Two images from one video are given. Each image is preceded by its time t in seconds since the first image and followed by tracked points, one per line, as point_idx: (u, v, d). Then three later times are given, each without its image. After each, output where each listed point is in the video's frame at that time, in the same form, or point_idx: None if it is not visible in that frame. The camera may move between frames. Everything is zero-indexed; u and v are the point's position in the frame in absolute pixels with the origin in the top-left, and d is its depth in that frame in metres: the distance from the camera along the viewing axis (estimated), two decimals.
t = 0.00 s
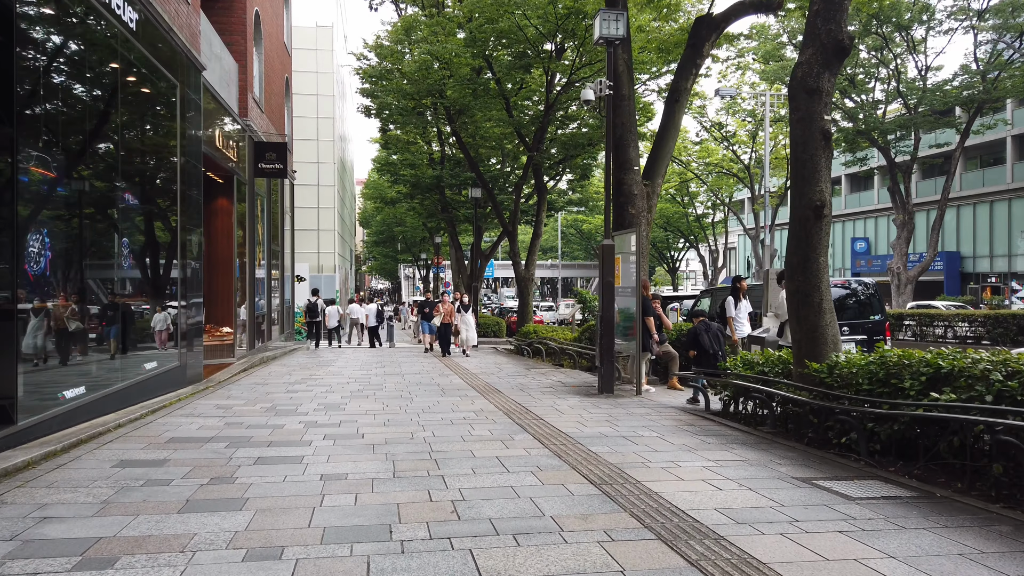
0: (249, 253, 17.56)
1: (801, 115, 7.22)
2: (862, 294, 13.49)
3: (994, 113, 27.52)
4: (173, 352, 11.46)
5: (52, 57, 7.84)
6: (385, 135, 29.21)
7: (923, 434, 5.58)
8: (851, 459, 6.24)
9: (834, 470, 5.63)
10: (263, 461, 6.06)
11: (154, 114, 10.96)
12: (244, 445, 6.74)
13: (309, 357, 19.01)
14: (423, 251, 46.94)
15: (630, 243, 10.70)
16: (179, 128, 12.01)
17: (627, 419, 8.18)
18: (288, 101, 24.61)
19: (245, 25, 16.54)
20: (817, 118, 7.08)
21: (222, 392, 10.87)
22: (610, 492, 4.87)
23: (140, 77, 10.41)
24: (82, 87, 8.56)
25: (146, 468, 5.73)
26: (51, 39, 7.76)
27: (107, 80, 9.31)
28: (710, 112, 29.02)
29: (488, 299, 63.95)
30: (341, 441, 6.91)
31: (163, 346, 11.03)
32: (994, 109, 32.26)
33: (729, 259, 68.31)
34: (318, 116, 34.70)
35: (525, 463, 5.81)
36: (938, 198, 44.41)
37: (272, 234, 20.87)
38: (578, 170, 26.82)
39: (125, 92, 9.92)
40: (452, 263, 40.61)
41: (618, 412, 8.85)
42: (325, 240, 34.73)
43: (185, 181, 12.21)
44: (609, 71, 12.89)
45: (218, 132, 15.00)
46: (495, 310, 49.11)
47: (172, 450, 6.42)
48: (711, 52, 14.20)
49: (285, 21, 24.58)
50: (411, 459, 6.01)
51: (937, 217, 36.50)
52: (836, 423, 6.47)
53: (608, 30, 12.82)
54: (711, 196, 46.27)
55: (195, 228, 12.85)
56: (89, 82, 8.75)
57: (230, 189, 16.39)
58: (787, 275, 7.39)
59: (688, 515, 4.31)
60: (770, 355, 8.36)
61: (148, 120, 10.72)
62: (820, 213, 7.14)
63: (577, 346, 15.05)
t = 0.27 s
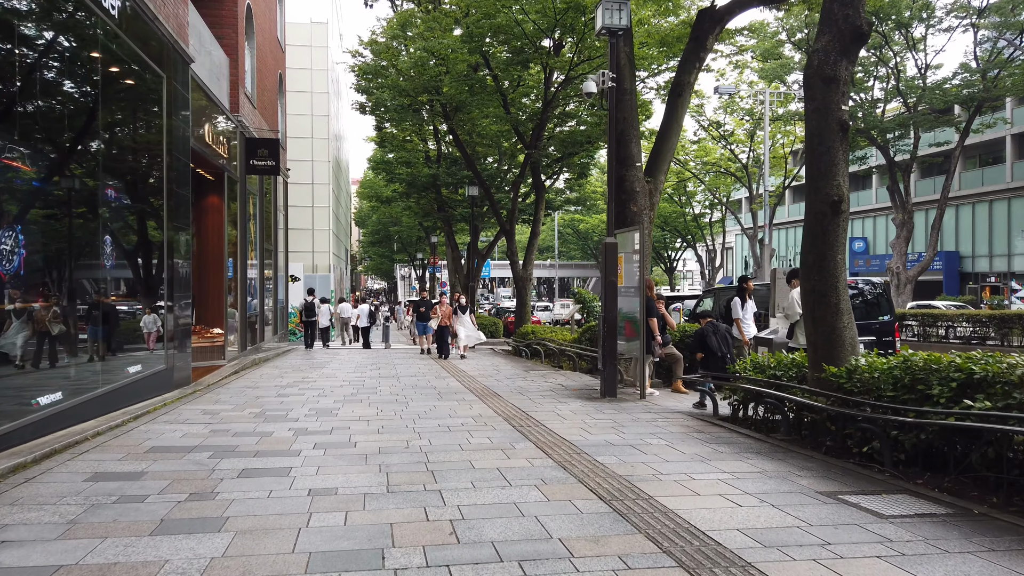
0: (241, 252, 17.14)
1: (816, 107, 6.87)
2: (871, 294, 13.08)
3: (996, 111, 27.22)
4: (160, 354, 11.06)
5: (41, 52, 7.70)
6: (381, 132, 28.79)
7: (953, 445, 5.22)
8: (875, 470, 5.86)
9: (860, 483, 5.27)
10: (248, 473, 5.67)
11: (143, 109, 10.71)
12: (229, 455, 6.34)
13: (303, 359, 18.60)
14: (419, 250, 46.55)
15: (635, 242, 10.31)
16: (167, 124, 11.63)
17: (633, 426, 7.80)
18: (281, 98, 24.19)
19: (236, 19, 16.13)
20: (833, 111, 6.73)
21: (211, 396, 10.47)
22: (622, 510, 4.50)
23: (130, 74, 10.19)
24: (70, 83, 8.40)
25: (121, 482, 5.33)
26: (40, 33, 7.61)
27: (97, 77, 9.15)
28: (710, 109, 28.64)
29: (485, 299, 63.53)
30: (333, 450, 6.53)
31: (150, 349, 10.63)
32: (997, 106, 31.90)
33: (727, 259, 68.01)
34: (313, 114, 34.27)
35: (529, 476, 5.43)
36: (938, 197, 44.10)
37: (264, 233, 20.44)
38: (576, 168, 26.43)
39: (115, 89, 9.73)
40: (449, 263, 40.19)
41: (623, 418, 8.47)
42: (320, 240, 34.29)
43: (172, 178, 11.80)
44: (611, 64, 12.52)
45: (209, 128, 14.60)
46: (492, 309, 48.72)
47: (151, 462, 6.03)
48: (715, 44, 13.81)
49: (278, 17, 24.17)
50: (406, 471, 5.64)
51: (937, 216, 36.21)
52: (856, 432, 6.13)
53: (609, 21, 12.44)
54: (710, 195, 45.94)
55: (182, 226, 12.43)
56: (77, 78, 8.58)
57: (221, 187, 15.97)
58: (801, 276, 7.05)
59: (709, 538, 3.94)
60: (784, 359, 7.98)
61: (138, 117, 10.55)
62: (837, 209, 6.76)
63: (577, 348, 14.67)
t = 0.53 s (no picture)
0: (234, 250, 16.75)
1: (838, 96, 6.52)
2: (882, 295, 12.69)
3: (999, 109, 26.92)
4: (150, 354, 10.68)
5: (34, 48, 7.52)
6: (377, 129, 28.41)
7: (993, 454, 4.88)
8: (907, 480, 5.51)
9: (892, 494, 4.93)
10: (238, 483, 5.31)
11: (136, 105, 10.48)
12: (218, 462, 5.98)
13: (299, 360, 18.22)
14: (416, 250, 46.13)
15: (642, 238, 9.96)
16: (156, 118, 11.21)
17: (643, 430, 7.46)
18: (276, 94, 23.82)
19: (230, 12, 15.74)
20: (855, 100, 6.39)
21: (202, 398, 10.10)
22: (642, 524, 4.17)
23: (123, 69, 9.95)
24: (64, 80, 8.22)
25: (101, 494, 4.97)
26: (33, 30, 7.44)
27: (90, 72, 8.96)
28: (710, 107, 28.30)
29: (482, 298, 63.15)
30: (328, 457, 6.16)
31: (139, 350, 10.26)
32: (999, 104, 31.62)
33: (725, 259, 67.70)
34: (309, 111, 33.88)
35: (538, 486, 5.08)
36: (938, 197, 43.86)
37: (259, 232, 20.05)
38: (575, 167, 26.07)
39: (107, 84, 9.49)
40: (446, 262, 39.81)
41: (631, 421, 8.12)
42: (316, 239, 33.89)
43: (161, 175, 11.38)
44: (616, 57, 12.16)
45: (201, 123, 14.23)
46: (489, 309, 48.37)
47: (135, 470, 5.67)
48: (721, 37, 13.45)
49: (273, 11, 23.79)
50: (407, 481, 5.28)
51: (938, 216, 35.93)
52: (883, 438, 5.79)
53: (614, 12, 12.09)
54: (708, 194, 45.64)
55: (171, 223, 11.96)
56: (70, 74, 8.39)
57: (214, 183, 15.59)
58: (822, 273, 6.70)
59: (741, 560, 3.59)
60: (801, 361, 7.62)
61: (132, 114, 10.35)
62: (860, 203, 6.40)
63: (578, 348, 14.30)
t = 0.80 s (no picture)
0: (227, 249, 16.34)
1: (861, 85, 6.19)
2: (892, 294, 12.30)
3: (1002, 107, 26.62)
4: (137, 356, 10.23)
5: (24, 43, 7.30)
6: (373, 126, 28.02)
7: None
8: (939, 494, 5.13)
9: (930, 511, 4.56)
10: (223, 498, 4.91)
11: (127, 101, 10.19)
12: (203, 474, 5.60)
13: (293, 361, 17.82)
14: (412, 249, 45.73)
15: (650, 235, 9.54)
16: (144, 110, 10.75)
17: (653, 439, 7.08)
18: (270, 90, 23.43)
19: (222, 4, 15.34)
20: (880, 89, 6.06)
21: (191, 403, 9.71)
22: (665, 550, 3.80)
23: (112, 63, 9.64)
24: (54, 76, 7.94)
25: (73, 511, 4.59)
26: (23, 26, 7.19)
27: (80, 68, 8.66)
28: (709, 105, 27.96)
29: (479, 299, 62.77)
30: (321, 469, 5.78)
31: (127, 352, 9.87)
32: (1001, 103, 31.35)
33: (723, 259, 67.42)
34: (304, 109, 33.49)
35: (547, 503, 4.70)
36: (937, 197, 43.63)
37: (252, 230, 19.65)
38: (574, 165, 25.70)
39: (97, 80, 9.17)
40: (442, 262, 39.43)
41: (639, 428, 7.74)
42: (311, 238, 33.48)
43: (147, 170, 10.83)
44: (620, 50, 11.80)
45: (190, 117, 13.85)
46: (486, 310, 48.00)
47: (112, 484, 5.27)
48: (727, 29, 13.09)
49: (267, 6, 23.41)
50: (404, 496, 4.90)
51: (938, 215, 35.66)
52: (914, 448, 5.42)
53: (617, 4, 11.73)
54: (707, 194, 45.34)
55: (160, 221, 11.45)
56: (61, 70, 8.11)
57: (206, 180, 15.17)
58: (843, 272, 6.36)
59: None
60: (820, 365, 7.22)
61: (124, 111, 10.07)
62: (885, 198, 6.08)
63: (581, 351, 13.92)
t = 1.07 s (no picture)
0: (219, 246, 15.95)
1: (883, 69, 5.87)
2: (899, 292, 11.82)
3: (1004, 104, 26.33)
4: (123, 356, 9.84)
5: (11, 39, 7.19)
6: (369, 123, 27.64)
7: None
8: (974, 502, 4.79)
9: (970, 523, 4.21)
10: (205, 509, 4.55)
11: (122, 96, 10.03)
12: (186, 481, 5.24)
13: (287, 361, 17.43)
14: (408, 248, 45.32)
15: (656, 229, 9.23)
16: (131, 100, 10.31)
17: (661, 442, 6.73)
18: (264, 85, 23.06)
19: None
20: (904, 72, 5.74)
21: (179, 405, 9.35)
22: (687, 567, 3.47)
23: (106, 58, 9.48)
24: (43, 72, 7.83)
25: (40, 523, 4.23)
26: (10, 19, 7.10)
27: (71, 64, 8.52)
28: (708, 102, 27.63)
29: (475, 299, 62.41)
30: (310, 476, 5.42)
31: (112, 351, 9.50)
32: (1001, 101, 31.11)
33: (720, 259, 67.12)
34: (298, 106, 33.11)
35: (555, 514, 4.34)
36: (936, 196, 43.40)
37: (245, 228, 19.27)
38: (571, 163, 25.37)
39: (89, 74, 9.01)
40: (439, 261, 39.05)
41: (646, 431, 7.39)
42: (306, 237, 33.08)
43: (135, 163, 10.38)
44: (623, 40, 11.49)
45: (179, 110, 13.47)
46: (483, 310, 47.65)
47: (87, 492, 4.91)
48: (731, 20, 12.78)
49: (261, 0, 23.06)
50: (401, 506, 4.54)
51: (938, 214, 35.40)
52: (945, 453, 5.07)
53: None
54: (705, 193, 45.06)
55: (147, 217, 10.96)
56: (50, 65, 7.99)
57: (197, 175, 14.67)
58: (863, 266, 6.02)
59: None
60: (836, 365, 6.88)
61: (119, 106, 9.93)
62: (910, 188, 5.74)
63: (581, 350, 13.55)
